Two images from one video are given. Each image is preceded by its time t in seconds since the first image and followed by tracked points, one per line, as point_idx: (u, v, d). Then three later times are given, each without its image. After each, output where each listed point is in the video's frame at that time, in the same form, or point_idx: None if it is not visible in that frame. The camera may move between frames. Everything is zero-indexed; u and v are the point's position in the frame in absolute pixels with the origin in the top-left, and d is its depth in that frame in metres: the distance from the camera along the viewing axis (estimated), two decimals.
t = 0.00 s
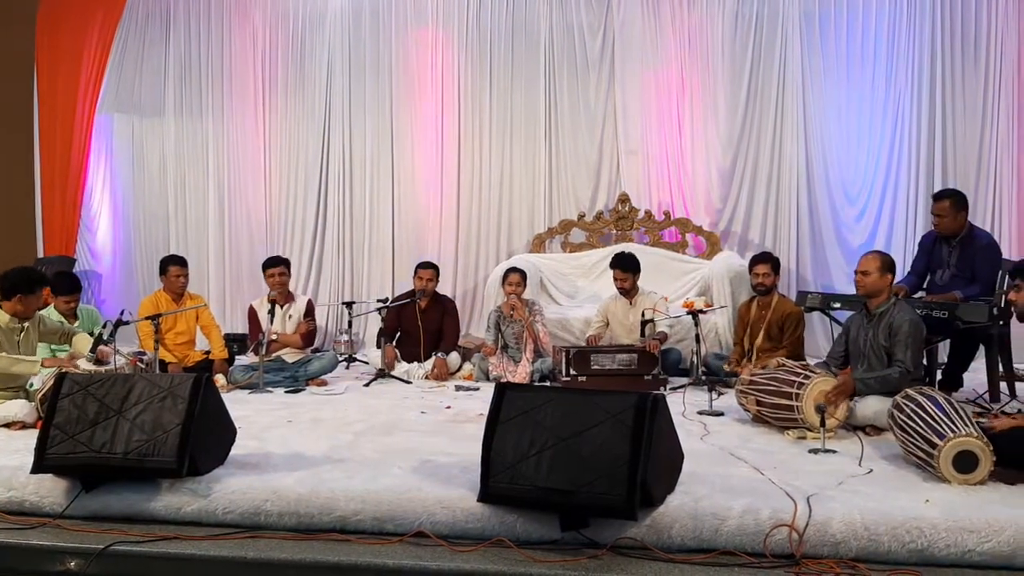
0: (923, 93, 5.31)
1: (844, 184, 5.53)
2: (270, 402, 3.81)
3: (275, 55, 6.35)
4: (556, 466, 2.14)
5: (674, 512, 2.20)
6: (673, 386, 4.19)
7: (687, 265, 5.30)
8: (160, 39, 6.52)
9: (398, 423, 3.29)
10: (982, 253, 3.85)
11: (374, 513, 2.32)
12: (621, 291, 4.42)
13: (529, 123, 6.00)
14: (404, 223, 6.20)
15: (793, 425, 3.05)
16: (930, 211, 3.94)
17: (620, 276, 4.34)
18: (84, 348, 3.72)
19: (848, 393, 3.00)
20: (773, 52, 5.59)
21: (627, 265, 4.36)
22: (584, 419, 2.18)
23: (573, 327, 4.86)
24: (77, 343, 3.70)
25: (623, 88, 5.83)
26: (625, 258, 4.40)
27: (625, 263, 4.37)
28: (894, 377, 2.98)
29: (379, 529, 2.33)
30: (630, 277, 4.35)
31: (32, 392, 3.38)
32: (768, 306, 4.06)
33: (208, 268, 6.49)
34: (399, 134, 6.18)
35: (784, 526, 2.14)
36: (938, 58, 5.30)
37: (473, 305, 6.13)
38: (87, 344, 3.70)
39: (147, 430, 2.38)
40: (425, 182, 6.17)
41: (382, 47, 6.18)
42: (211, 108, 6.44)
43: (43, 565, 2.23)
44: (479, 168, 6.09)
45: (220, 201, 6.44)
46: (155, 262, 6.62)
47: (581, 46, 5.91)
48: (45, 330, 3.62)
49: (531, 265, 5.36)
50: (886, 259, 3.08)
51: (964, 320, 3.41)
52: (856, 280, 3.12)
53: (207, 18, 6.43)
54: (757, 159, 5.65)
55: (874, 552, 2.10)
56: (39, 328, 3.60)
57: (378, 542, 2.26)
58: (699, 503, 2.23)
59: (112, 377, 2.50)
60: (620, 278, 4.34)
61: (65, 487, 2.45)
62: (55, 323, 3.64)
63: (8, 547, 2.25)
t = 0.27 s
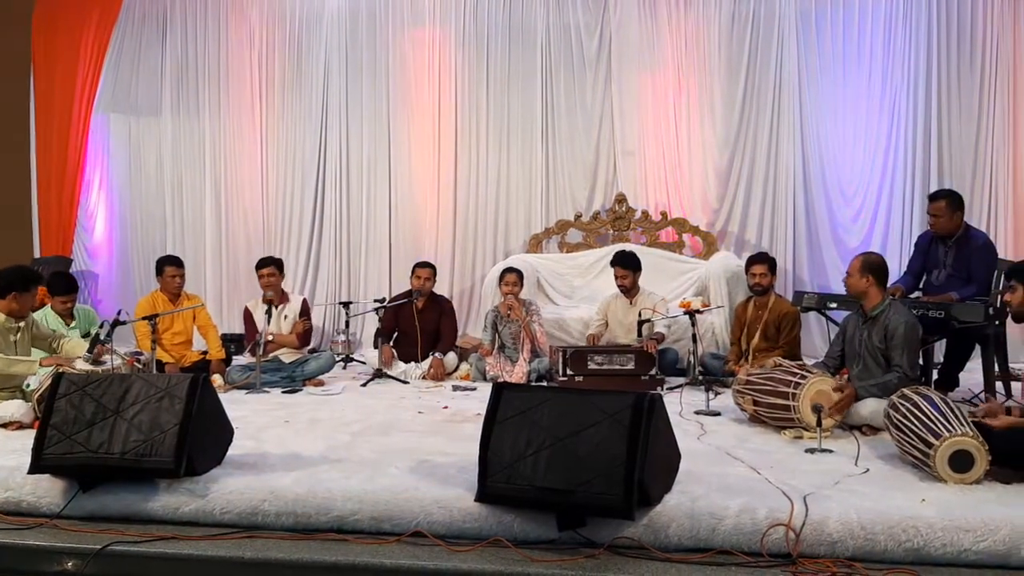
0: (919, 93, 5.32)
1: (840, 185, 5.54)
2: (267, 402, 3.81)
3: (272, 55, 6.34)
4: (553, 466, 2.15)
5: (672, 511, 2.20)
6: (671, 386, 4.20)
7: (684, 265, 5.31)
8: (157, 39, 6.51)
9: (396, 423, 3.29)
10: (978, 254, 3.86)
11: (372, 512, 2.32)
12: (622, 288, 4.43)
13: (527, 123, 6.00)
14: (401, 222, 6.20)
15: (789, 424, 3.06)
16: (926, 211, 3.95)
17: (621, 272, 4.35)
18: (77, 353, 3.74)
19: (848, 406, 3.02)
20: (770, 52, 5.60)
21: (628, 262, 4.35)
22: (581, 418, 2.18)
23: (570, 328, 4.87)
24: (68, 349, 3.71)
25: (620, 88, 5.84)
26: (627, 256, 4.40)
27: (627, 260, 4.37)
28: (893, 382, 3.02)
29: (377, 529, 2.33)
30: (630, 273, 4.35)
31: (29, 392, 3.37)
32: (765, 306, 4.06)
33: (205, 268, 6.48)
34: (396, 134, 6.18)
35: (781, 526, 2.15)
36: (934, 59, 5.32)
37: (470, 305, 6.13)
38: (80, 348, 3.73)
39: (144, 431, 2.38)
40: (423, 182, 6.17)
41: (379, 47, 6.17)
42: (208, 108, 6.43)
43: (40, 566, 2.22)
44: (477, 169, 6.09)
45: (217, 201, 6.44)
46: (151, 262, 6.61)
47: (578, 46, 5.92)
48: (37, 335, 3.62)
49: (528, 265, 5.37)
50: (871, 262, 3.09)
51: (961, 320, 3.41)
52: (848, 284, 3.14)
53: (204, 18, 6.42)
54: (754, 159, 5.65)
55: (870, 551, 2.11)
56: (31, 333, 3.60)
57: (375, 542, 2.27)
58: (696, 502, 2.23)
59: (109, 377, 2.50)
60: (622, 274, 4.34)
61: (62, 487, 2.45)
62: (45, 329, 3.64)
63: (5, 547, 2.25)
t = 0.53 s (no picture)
0: (918, 93, 5.32)
1: (839, 185, 5.54)
2: (265, 402, 3.81)
3: (270, 55, 6.34)
4: (552, 465, 2.15)
5: (671, 511, 2.21)
6: (670, 386, 4.20)
7: (683, 265, 5.31)
8: (156, 38, 6.51)
9: (395, 423, 3.29)
10: (977, 254, 3.86)
11: (371, 512, 2.32)
12: (626, 286, 4.42)
13: (525, 123, 6.00)
14: (400, 222, 6.20)
15: (789, 424, 3.06)
16: (925, 210, 3.95)
17: (625, 271, 4.35)
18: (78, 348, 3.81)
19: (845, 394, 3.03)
20: (769, 52, 5.60)
21: (633, 260, 4.36)
22: (581, 418, 2.19)
23: (570, 328, 4.86)
24: (73, 342, 3.77)
25: (619, 88, 5.84)
26: (635, 254, 4.41)
27: (634, 258, 4.38)
28: (890, 379, 3.01)
29: (376, 529, 2.33)
30: (634, 272, 4.35)
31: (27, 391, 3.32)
32: (764, 306, 4.06)
33: (204, 268, 6.47)
34: (395, 134, 6.17)
35: (780, 525, 2.15)
36: (933, 59, 5.32)
37: (469, 305, 6.12)
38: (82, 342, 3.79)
39: (143, 430, 2.38)
40: (421, 182, 6.16)
41: (378, 47, 6.17)
42: (206, 107, 6.43)
43: (39, 565, 2.22)
44: (476, 168, 6.09)
45: (215, 201, 6.43)
46: (150, 262, 6.60)
47: (577, 46, 5.92)
48: (42, 330, 3.63)
49: (527, 265, 5.37)
50: (869, 262, 3.09)
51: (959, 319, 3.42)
52: (847, 285, 3.13)
53: (203, 18, 6.42)
54: (753, 159, 5.66)
55: (869, 551, 2.11)
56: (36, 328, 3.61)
57: (374, 541, 2.27)
58: (695, 502, 2.23)
59: (108, 377, 2.49)
60: (627, 272, 4.34)
61: (60, 487, 2.45)
62: (51, 322, 3.66)
63: (4, 547, 2.25)
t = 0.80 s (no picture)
0: (914, 93, 5.33)
1: (836, 185, 5.55)
2: (263, 402, 3.81)
3: (268, 55, 6.33)
4: (550, 466, 2.15)
5: (668, 511, 2.21)
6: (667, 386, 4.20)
7: (680, 266, 5.31)
8: (153, 39, 6.50)
9: (393, 423, 3.29)
10: (974, 254, 3.86)
11: (368, 513, 2.31)
12: (629, 287, 4.42)
13: (523, 124, 6.01)
14: (398, 223, 6.19)
15: (786, 424, 3.06)
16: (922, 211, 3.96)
17: (631, 272, 4.34)
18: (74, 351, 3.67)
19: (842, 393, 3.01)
20: (766, 52, 5.60)
21: (637, 262, 4.36)
22: (578, 418, 2.18)
23: (568, 328, 4.86)
24: (68, 345, 3.65)
25: (616, 89, 5.84)
26: (641, 256, 4.40)
27: (639, 260, 4.38)
28: (887, 377, 3.00)
29: (373, 530, 2.32)
30: (637, 274, 4.35)
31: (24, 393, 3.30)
32: (761, 306, 4.06)
33: (201, 269, 6.46)
34: (392, 135, 6.17)
35: (777, 525, 2.15)
36: (930, 60, 5.33)
37: (467, 305, 6.12)
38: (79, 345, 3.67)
39: (140, 431, 2.37)
40: (419, 183, 6.16)
41: (375, 47, 6.17)
42: (203, 108, 6.42)
43: (36, 566, 2.22)
44: (473, 169, 6.09)
45: (212, 201, 6.43)
46: (147, 262, 6.59)
47: (574, 47, 5.92)
48: (38, 330, 3.58)
49: (525, 265, 5.37)
50: (866, 262, 3.09)
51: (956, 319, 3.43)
52: (844, 286, 3.14)
53: (200, 18, 6.41)
54: (750, 159, 5.66)
55: (867, 551, 2.11)
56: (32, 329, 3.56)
57: (372, 542, 2.26)
58: (692, 502, 2.23)
59: (104, 378, 2.49)
60: (631, 274, 4.34)
61: (57, 488, 2.44)
62: (48, 323, 3.60)
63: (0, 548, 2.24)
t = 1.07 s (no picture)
0: (911, 93, 5.34)
1: (833, 185, 5.55)
2: (260, 402, 3.80)
3: (264, 54, 6.32)
4: (547, 465, 2.15)
5: (666, 510, 2.21)
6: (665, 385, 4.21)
7: (677, 265, 5.31)
8: (149, 38, 6.48)
9: (390, 423, 3.29)
10: (971, 254, 3.87)
11: (365, 513, 2.31)
12: (628, 286, 4.42)
13: (520, 123, 6.00)
14: (395, 222, 6.18)
15: (784, 422, 3.07)
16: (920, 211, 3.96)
17: (629, 271, 4.35)
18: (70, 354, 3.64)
19: (841, 394, 3.01)
20: (763, 51, 5.61)
21: (637, 262, 4.36)
22: (575, 417, 2.18)
23: (565, 328, 4.86)
24: (66, 344, 3.64)
25: (613, 89, 5.83)
26: (640, 255, 4.40)
27: (639, 259, 4.37)
28: (884, 377, 3.01)
29: (370, 530, 2.32)
30: (637, 273, 4.35)
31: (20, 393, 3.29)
32: (758, 306, 4.07)
33: (198, 268, 6.45)
34: (389, 135, 6.16)
35: (775, 525, 2.15)
36: (927, 60, 5.33)
37: (464, 305, 6.12)
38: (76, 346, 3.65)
39: (136, 431, 2.37)
40: (416, 183, 6.16)
41: (372, 47, 6.16)
42: (200, 108, 6.40)
43: (32, 566, 2.22)
44: (470, 168, 6.08)
45: (209, 201, 6.42)
46: (143, 262, 6.57)
47: (572, 47, 5.92)
48: (35, 329, 3.57)
49: (522, 265, 5.36)
50: (864, 261, 3.09)
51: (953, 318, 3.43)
52: (841, 286, 3.14)
53: (196, 17, 6.39)
54: (747, 159, 5.67)
55: (864, 550, 2.11)
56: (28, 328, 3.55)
57: (369, 542, 2.26)
58: (689, 502, 2.24)
59: (101, 378, 2.48)
60: (630, 273, 4.34)
61: (53, 489, 2.43)
62: (43, 321, 3.59)
63: None
